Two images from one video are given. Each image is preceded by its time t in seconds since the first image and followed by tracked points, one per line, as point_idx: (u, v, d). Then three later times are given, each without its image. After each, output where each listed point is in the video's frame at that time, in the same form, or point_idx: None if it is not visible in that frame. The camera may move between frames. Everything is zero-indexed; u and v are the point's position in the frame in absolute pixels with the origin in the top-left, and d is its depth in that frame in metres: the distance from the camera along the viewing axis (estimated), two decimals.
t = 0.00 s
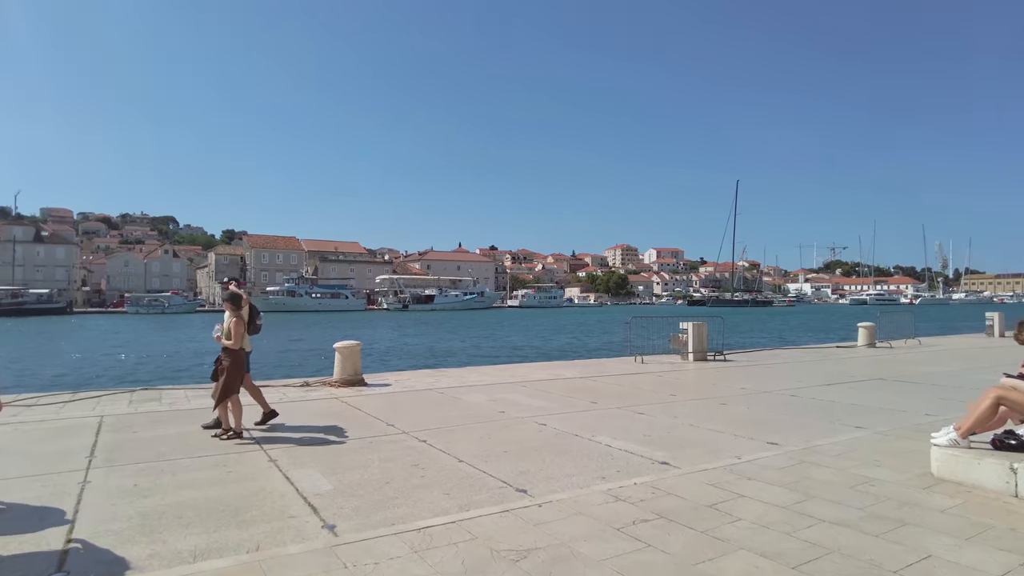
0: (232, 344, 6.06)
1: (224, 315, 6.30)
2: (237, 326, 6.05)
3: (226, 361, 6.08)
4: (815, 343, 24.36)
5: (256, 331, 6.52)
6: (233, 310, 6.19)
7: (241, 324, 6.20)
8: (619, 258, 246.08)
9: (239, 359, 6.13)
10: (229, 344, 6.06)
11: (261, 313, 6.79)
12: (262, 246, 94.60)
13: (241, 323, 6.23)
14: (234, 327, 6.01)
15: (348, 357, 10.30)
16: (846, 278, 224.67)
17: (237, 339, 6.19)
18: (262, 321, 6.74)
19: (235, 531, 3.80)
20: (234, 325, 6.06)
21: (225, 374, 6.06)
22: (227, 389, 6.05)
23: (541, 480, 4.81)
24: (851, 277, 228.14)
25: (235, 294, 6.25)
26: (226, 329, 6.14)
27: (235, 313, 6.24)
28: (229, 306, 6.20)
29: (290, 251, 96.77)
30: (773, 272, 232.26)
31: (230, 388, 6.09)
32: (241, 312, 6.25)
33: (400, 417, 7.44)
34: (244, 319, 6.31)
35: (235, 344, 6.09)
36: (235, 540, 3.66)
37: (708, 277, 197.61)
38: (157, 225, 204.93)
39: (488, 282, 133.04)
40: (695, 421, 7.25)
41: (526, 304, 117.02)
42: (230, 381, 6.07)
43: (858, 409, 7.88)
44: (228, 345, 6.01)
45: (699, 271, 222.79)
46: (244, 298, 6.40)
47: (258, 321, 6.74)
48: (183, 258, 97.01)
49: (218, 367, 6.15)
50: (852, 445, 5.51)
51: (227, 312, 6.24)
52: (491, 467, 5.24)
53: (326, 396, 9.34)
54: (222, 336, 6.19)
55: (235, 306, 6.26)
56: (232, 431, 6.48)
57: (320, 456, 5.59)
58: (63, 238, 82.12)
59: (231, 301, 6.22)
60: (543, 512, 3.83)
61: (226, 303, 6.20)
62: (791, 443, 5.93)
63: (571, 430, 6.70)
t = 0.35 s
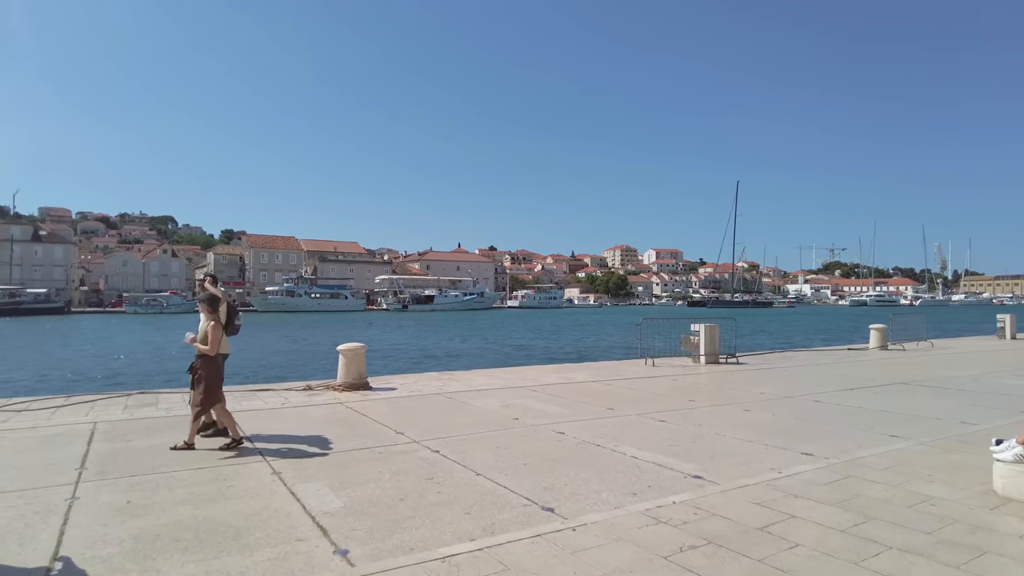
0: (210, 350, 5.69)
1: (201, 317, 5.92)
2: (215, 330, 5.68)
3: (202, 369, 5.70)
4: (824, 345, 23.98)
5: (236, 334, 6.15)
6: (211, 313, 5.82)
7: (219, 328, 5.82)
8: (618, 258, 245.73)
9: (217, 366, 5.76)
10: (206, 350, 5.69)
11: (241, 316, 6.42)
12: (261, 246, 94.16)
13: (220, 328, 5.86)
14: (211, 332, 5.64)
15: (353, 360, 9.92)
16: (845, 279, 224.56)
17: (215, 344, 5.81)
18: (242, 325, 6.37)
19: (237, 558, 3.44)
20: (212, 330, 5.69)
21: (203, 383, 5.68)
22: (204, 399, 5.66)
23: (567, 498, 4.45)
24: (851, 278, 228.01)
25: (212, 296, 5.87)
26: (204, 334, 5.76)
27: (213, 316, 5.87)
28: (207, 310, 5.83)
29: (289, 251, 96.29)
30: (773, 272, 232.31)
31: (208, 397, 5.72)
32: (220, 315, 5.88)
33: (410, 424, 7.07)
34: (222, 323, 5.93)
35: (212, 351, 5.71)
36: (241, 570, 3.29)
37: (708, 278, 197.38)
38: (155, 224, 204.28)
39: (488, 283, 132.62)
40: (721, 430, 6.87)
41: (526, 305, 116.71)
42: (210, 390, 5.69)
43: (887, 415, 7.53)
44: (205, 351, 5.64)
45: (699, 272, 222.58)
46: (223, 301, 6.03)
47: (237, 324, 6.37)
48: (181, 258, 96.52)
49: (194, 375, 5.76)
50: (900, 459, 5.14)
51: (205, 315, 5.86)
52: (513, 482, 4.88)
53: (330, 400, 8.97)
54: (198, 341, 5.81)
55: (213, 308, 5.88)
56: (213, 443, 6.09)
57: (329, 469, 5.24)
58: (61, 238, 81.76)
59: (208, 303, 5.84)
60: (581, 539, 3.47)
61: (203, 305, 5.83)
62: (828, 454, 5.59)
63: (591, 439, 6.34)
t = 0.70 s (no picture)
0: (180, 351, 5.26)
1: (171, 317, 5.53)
2: (184, 330, 5.27)
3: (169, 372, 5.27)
4: (834, 346, 23.63)
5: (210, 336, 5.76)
6: (181, 313, 5.42)
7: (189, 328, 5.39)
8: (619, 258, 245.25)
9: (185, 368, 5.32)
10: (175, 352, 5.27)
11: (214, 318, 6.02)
12: (262, 246, 93.80)
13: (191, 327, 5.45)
14: (181, 331, 5.23)
15: (358, 362, 9.54)
16: (846, 279, 224.18)
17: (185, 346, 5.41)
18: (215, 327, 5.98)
19: None
20: (181, 329, 5.27)
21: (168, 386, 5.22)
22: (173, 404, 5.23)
23: (598, 516, 4.09)
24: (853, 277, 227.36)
25: (183, 294, 5.47)
26: (173, 334, 5.35)
27: (184, 316, 5.48)
28: (177, 308, 5.44)
29: (290, 251, 95.89)
30: (775, 272, 231.70)
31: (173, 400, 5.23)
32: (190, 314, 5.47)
33: (421, 431, 6.71)
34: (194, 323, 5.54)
35: (182, 352, 5.30)
36: None
37: (709, 278, 196.84)
38: (156, 224, 203.99)
39: (490, 283, 132.24)
40: (749, 437, 6.51)
41: (528, 305, 116.44)
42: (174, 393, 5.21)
43: (921, 421, 7.18)
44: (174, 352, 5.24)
45: (701, 271, 222.10)
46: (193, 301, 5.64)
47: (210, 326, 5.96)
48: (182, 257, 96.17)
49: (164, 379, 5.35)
50: (954, 471, 4.77)
51: (175, 314, 5.47)
52: (536, 496, 4.51)
53: (335, 404, 8.61)
54: (167, 343, 5.40)
55: (183, 308, 5.49)
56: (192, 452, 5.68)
57: (336, 482, 4.87)
58: (62, 238, 81.52)
59: (178, 302, 5.46)
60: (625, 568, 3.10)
61: (174, 304, 5.43)
62: (869, 464, 5.23)
63: (615, 447, 5.97)
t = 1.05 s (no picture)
0: (147, 359, 4.78)
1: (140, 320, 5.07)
2: (152, 336, 4.79)
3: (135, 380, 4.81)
4: (846, 346, 23.25)
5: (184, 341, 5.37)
6: (150, 316, 4.94)
7: (157, 335, 4.90)
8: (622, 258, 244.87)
9: (153, 378, 4.87)
10: (142, 360, 4.80)
11: (190, 319, 5.55)
12: (265, 245, 93.57)
13: (160, 332, 4.97)
14: (147, 338, 4.74)
15: (366, 364, 9.19)
16: (851, 278, 223.48)
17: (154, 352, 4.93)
18: (190, 327, 5.48)
19: None
20: (148, 334, 4.79)
21: (133, 396, 4.78)
22: (139, 414, 4.78)
23: (637, 539, 3.72)
24: (858, 277, 226.48)
25: (151, 297, 5.00)
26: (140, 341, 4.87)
27: (153, 319, 5.01)
28: (147, 311, 4.97)
29: (293, 251, 95.68)
30: (779, 272, 231.09)
31: (139, 410, 4.78)
32: (159, 318, 4.98)
33: (435, 438, 6.36)
34: (164, 327, 5.06)
35: (149, 359, 4.80)
36: None
37: (713, 278, 196.29)
38: (158, 224, 204.11)
39: (493, 282, 131.93)
40: (783, 445, 6.15)
41: (531, 304, 116.19)
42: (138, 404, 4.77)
43: (962, 426, 6.81)
44: (141, 360, 4.71)
45: (705, 271, 221.39)
46: (163, 302, 5.16)
47: (184, 329, 5.49)
48: (185, 258, 96.02)
49: (130, 387, 4.89)
50: None
51: (145, 316, 5.00)
52: (567, 512, 4.15)
53: (343, 408, 8.25)
54: (134, 348, 4.92)
55: (153, 311, 5.02)
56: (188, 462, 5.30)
57: (349, 496, 4.52)
58: (66, 239, 81.52)
59: (148, 305, 4.99)
60: None
61: (143, 306, 4.96)
62: (919, 474, 4.86)
63: (644, 456, 5.62)
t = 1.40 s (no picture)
0: (105, 366, 4.45)
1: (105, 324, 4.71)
2: (110, 340, 4.42)
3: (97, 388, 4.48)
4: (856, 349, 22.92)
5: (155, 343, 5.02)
6: (112, 319, 4.58)
7: (118, 339, 4.53)
8: (624, 259, 244.62)
9: (115, 385, 4.51)
10: (100, 365, 4.44)
11: (166, 322, 5.19)
12: (266, 247, 93.36)
13: (124, 336, 4.60)
14: (104, 342, 4.38)
15: (371, 368, 8.87)
16: (852, 279, 223.21)
17: (116, 357, 4.57)
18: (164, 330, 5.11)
19: None
20: (107, 338, 4.43)
21: (95, 406, 4.44)
22: (102, 427, 4.44)
23: (677, 566, 3.39)
24: (859, 278, 225.87)
25: (113, 298, 4.61)
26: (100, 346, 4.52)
27: (117, 322, 4.62)
28: (110, 314, 4.60)
29: (294, 252, 95.41)
30: (781, 273, 230.71)
31: (104, 422, 4.45)
32: (122, 320, 4.61)
33: (447, 448, 6.03)
34: (129, 331, 4.68)
35: (108, 366, 4.46)
36: None
37: (715, 279, 195.86)
38: (159, 225, 203.97)
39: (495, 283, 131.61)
40: (815, 456, 5.83)
41: (533, 305, 115.93)
42: (102, 414, 4.44)
43: (1000, 436, 6.48)
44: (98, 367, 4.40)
45: (706, 272, 220.96)
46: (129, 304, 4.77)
47: (158, 333, 5.13)
48: (186, 259, 95.77)
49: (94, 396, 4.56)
50: None
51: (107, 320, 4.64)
52: (595, 535, 3.82)
53: (348, 415, 7.93)
54: (96, 355, 4.57)
55: (117, 314, 4.64)
56: (181, 478, 4.97)
57: (357, 515, 4.19)
58: (67, 240, 81.35)
59: (110, 307, 4.61)
60: None
61: (105, 309, 4.58)
62: (969, 491, 4.52)
63: (671, 469, 5.31)
